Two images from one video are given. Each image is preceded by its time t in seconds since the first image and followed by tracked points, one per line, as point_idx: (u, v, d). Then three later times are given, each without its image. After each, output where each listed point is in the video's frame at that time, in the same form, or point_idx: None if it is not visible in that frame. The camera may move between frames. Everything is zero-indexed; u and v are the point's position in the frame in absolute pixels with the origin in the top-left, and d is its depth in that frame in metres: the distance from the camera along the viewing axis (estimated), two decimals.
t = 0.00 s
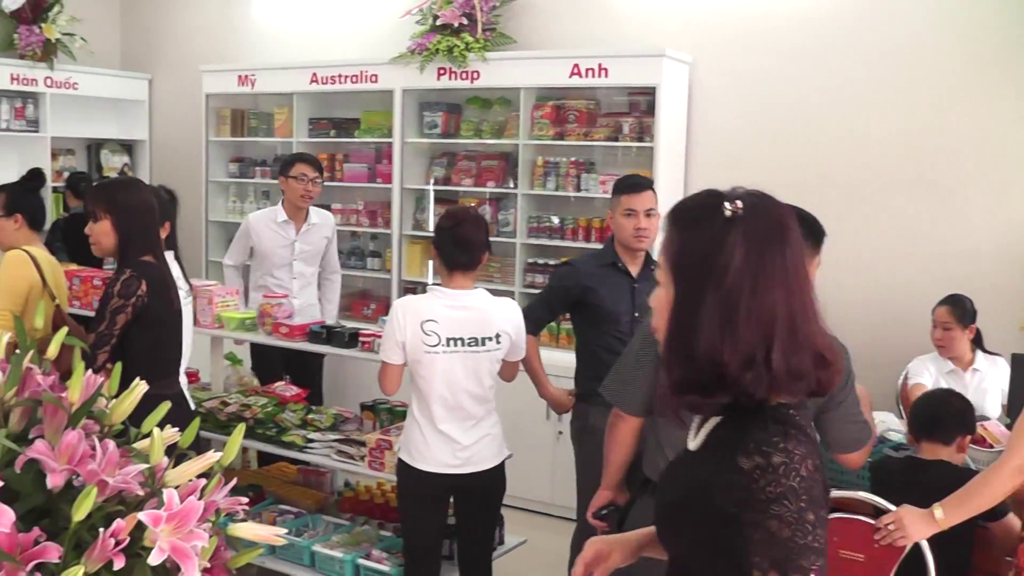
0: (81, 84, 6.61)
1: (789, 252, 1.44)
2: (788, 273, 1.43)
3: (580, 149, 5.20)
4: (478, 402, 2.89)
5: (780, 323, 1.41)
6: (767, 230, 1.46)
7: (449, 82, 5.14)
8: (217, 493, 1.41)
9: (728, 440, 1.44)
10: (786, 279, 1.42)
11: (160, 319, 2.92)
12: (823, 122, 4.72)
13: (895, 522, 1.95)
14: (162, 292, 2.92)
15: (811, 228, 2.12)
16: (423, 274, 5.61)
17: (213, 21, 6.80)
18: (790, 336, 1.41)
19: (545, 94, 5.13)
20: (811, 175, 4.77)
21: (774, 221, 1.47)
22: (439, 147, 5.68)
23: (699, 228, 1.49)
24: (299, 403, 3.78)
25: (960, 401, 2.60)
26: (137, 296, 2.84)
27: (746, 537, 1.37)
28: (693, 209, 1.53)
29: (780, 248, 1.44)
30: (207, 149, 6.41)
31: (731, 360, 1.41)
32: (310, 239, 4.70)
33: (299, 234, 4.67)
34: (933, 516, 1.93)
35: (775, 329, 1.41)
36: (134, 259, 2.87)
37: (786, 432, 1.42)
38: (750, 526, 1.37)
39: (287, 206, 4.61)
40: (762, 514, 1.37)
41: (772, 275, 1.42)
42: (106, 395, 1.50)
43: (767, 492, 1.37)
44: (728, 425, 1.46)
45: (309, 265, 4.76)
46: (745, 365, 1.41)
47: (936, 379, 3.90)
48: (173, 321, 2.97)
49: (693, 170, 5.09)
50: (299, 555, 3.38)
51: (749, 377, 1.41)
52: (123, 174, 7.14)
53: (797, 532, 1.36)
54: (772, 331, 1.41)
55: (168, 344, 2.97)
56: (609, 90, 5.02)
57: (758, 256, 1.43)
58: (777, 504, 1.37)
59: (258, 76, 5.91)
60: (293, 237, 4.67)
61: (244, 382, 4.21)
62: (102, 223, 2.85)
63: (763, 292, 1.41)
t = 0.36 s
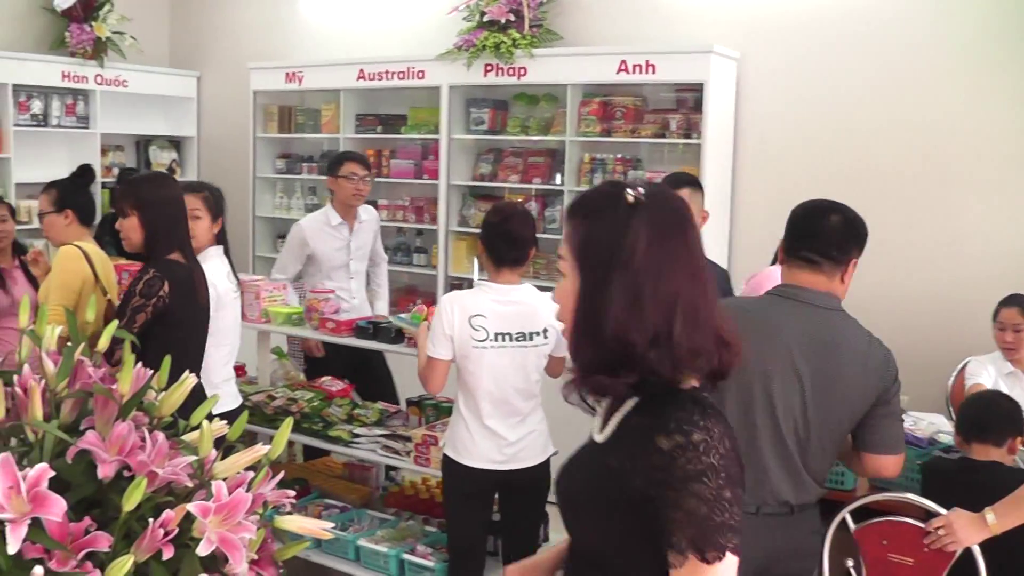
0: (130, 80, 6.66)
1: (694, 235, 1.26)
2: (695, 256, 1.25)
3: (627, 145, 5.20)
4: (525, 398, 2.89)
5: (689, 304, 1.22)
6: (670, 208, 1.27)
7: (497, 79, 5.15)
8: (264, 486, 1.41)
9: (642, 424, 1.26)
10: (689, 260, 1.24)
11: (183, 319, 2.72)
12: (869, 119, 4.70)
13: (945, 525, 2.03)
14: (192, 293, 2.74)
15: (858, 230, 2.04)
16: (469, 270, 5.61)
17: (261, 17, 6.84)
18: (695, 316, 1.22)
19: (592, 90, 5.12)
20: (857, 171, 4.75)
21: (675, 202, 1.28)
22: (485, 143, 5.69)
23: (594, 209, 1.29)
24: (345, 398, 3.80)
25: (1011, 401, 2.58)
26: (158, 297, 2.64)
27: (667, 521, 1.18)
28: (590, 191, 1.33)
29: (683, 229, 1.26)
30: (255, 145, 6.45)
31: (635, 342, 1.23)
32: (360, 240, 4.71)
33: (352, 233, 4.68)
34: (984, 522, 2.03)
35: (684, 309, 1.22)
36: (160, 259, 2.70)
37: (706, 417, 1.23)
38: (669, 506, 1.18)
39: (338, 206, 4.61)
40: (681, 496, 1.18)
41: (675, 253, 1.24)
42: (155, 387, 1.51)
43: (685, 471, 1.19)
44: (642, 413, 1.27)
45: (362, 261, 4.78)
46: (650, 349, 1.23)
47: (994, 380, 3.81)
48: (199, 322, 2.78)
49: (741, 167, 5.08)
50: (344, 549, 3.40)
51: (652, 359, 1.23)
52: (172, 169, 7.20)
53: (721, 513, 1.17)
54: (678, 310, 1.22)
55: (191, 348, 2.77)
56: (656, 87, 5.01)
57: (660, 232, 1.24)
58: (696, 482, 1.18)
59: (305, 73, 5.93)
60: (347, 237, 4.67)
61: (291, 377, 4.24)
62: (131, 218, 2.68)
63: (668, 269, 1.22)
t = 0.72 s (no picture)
0: (198, 82, 6.71)
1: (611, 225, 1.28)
2: (617, 247, 1.27)
3: (693, 146, 5.17)
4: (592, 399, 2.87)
5: (623, 295, 1.25)
6: (585, 198, 1.28)
7: (563, 79, 5.14)
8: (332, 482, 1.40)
9: (597, 421, 1.27)
10: (614, 252, 1.26)
11: (224, 316, 2.74)
12: (939, 119, 4.64)
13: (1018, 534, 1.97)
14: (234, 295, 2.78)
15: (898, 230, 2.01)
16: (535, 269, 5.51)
17: (327, 19, 6.88)
18: (626, 307, 1.25)
19: (659, 91, 5.10)
20: (926, 172, 4.70)
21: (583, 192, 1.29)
22: (552, 144, 5.68)
23: (509, 204, 1.28)
24: (411, 397, 3.80)
25: None
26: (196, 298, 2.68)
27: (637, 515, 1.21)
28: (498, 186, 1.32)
29: (602, 220, 1.27)
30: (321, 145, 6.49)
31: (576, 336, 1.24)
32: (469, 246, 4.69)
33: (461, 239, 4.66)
34: None
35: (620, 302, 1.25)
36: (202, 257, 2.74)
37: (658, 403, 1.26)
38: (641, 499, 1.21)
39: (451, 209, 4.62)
40: (650, 489, 1.20)
41: (603, 246, 1.25)
42: (224, 383, 1.51)
43: (652, 465, 1.21)
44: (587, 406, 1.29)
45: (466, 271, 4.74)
46: (587, 339, 1.25)
47: None
48: (241, 325, 2.81)
49: (809, 168, 5.04)
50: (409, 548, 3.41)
51: (591, 349, 1.25)
52: (239, 170, 7.25)
53: (687, 501, 1.21)
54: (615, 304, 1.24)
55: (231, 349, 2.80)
56: (723, 87, 4.98)
57: (584, 224, 1.25)
58: (665, 473, 1.21)
59: (372, 74, 5.95)
60: (456, 242, 4.65)
61: (357, 376, 4.25)
62: (171, 216, 2.75)
63: (601, 264, 1.24)
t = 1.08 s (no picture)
0: (267, 83, 6.76)
1: (509, 246, 1.24)
2: (513, 270, 1.22)
3: (761, 146, 5.14)
4: (660, 399, 2.86)
5: (510, 323, 1.20)
6: (482, 216, 1.24)
7: (631, 79, 5.13)
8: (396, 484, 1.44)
9: (471, 460, 1.19)
10: (508, 277, 1.22)
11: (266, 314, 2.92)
12: (1013, 119, 4.57)
13: None
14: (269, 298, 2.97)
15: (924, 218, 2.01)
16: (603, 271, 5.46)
17: (395, 19, 6.90)
18: (512, 336, 1.20)
19: (726, 91, 5.08)
20: (999, 173, 4.63)
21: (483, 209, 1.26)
22: (619, 144, 5.67)
23: (403, 212, 1.25)
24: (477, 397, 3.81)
25: None
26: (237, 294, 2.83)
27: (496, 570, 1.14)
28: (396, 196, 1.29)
29: (498, 242, 1.23)
30: (388, 145, 6.52)
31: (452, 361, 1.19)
32: (581, 245, 4.75)
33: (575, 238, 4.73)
34: None
35: (503, 328, 1.19)
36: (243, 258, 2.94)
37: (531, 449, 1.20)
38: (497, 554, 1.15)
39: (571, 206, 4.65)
40: (515, 544, 1.14)
41: (495, 270, 1.21)
42: (291, 380, 1.51)
43: (517, 520, 1.15)
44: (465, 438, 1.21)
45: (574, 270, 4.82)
46: (468, 364, 1.19)
47: None
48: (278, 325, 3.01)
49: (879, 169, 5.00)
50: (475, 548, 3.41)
51: (469, 374, 1.19)
52: (306, 170, 7.30)
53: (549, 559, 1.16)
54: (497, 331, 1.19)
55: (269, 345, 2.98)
56: (791, 86, 4.94)
57: (475, 245, 1.21)
58: (531, 531, 1.15)
59: (439, 74, 5.96)
60: (570, 240, 4.72)
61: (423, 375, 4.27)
62: (213, 217, 2.94)
63: (486, 289, 1.19)
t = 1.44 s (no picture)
0: (324, 84, 6.79)
1: (368, 236, 1.13)
2: (366, 260, 1.11)
3: (818, 147, 5.10)
4: (715, 400, 2.84)
5: (356, 317, 1.08)
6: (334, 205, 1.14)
7: (687, 80, 5.12)
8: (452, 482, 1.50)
9: (326, 459, 1.10)
10: (358, 268, 1.10)
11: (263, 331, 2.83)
12: None
13: None
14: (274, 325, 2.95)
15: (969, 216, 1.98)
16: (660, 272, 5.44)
17: (452, 19, 6.90)
18: (355, 330, 1.08)
19: (784, 91, 5.05)
20: None
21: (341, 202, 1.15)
22: (675, 145, 5.65)
23: (250, 213, 1.17)
24: (532, 397, 3.80)
25: None
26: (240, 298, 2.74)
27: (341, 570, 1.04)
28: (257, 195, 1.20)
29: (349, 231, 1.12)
30: (444, 145, 6.53)
31: (287, 363, 1.08)
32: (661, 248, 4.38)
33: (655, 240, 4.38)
34: None
35: (344, 323, 1.08)
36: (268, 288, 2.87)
37: (388, 447, 1.09)
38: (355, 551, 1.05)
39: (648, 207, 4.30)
40: (359, 544, 1.04)
41: (336, 261, 1.10)
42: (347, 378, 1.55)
43: (363, 516, 1.05)
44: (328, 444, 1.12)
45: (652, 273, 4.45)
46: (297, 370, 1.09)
47: None
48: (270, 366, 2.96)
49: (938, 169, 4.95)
50: (529, 548, 3.41)
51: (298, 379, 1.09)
52: (362, 170, 7.33)
53: (400, 558, 1.04)
54: (327, 324, 1.07)
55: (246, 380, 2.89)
56: (849, 85, 4.90)
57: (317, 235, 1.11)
58: (374, 527, 1.04)
59: (495, 74, 5.97)
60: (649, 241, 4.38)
61: (478, 375, 4.27)
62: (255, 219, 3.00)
63: (315, 283, 1.09)
